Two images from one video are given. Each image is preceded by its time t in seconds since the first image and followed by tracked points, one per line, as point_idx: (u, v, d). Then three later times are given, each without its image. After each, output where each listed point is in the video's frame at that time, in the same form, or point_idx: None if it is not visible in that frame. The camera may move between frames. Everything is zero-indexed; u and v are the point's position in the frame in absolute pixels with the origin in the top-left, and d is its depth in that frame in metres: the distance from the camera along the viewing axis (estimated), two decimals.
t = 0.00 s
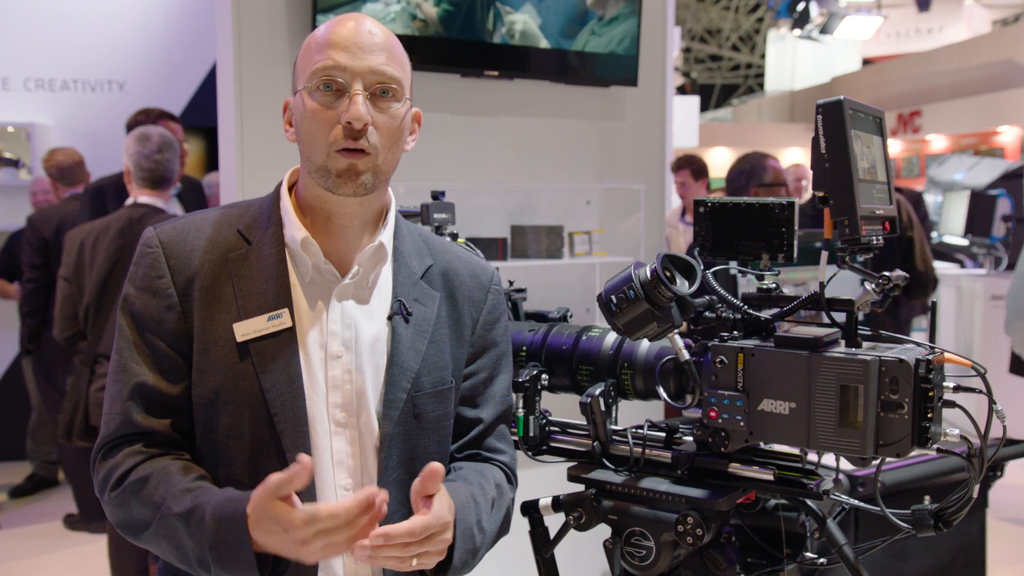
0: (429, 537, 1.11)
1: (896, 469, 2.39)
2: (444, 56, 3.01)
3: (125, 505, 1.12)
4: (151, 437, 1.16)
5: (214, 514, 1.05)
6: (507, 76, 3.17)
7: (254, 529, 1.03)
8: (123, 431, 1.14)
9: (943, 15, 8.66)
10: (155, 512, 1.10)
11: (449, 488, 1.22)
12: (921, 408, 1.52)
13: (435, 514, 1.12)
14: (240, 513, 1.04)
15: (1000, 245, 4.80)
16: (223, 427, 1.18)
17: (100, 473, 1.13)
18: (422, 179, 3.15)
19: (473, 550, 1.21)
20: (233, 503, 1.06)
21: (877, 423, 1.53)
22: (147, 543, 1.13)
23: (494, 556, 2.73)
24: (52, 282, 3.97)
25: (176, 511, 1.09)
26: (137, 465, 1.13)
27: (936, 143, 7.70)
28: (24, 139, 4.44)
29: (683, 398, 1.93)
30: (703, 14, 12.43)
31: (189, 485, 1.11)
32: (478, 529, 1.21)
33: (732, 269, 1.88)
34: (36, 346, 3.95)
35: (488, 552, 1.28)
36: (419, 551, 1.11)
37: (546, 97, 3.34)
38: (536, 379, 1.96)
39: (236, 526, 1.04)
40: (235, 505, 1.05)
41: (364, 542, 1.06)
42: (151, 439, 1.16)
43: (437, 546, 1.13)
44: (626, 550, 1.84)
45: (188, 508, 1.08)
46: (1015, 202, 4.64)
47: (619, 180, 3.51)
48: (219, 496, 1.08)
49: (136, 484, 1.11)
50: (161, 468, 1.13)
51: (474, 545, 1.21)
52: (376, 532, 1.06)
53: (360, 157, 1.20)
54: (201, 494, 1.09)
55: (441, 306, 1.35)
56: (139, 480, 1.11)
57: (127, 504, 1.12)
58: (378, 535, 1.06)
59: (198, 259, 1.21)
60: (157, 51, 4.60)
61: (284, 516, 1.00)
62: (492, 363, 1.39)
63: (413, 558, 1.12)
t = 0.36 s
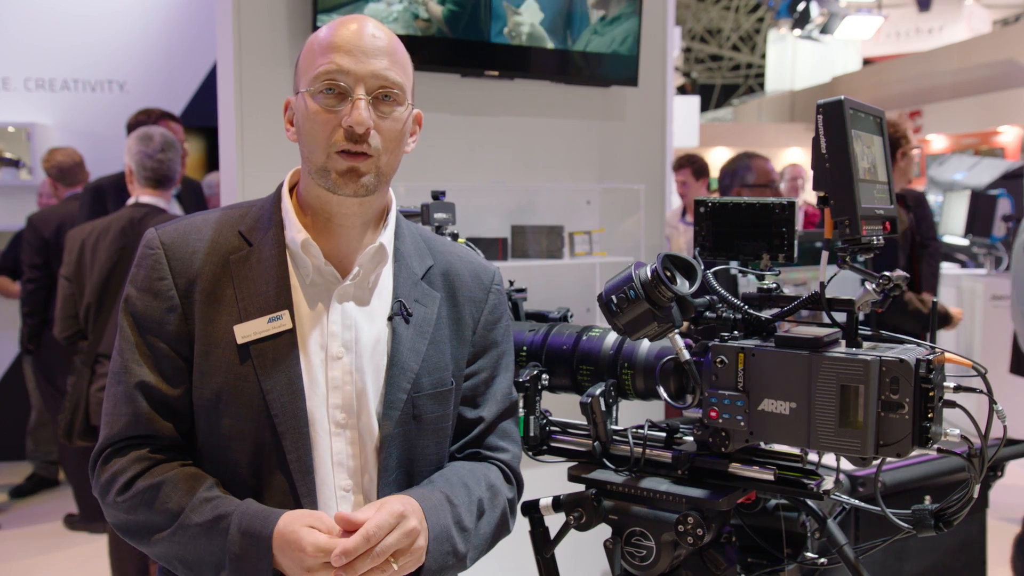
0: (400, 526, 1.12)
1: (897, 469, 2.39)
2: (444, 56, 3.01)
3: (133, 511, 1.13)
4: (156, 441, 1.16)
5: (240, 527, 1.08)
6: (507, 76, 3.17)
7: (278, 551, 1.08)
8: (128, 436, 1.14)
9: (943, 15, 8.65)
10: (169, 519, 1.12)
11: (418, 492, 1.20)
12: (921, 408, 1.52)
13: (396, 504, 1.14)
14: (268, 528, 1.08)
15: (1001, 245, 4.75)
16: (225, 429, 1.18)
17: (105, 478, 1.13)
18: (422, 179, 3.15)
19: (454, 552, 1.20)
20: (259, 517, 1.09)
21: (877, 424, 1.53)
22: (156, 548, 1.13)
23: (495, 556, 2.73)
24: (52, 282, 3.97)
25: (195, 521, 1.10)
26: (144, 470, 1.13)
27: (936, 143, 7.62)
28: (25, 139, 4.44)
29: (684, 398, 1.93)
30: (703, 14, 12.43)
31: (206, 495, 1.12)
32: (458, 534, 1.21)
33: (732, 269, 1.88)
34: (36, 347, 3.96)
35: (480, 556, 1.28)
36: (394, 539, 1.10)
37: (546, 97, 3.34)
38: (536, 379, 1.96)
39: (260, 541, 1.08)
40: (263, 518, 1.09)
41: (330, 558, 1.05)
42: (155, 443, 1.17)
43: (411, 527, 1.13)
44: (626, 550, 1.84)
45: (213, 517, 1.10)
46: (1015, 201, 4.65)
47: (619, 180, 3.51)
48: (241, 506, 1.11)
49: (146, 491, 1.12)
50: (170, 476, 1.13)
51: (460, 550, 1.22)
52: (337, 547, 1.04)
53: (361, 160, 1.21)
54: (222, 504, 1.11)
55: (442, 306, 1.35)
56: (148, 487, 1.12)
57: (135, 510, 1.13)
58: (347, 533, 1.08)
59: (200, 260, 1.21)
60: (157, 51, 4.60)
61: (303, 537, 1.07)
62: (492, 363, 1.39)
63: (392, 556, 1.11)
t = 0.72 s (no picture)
0: (399, 524, 1.12)
1: (897, 469, 2.39)
2: (444, 56, 3.01)
3: (132, 510, 1.12)
4: (155, 440, 1.16)
5: (240, 527, 1.08)
6: (507, 77, 3.17)
7: (276, 551, 1.08)
8: (128, 435, 1.14)
9: (943, 15, 8.65)
10: (168, 519, 1.11)
11: (416, 490, 1.20)
12: (921, 408, 1.52)
13: (395, 502, 1.14)
14: (267, 527, 1.08)
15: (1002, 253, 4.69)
16: (225, 429, 1.17)
17: (104, 477, 1.13)
18: (422, 179, 3.15)
19: (453, 550, 1.20)
20: (258, 517, 1.09)
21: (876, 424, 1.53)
22: (154, 547, 1.13)
23: (495, 556, 2.73)
24: (51, 282, 3.97)
25: (194, 520, 1.10)
26: (143, 470, 1.13)
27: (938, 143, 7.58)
28: (24, 139, 4.44)
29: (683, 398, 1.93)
30: (703, 14, 12.43)
31: (206, 494, 1.13)
32: (457, 532, 1.21)
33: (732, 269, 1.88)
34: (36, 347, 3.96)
35: (480, 554, 1.28)
36: (394, 536, 1.10)
37: (546, 97, 3.34)
38: (536, 380, 1.96)
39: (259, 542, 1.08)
40: (262, 518, 1.09)
41: (329, 557, 1.05)
42: (155, 443, 1.17)
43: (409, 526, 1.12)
44: (626, 550, 1.84)
45: (213, 516, 1.10)
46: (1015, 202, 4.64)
47: (619, 180, 3.51)
48: (240, 506, 1.11)
49: (145, 491, 1.12)
50: (169, 475, 1.13)
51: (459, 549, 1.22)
52: (337, 544, 1.04)
53: (362, 160, 1.21)
54: (221, 503, 1.12)
55: (441, 306, 1.35)
56: (148, 487, 1.12)
57: (134, 510, 1.12)
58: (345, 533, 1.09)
59: (200, 260, 1.21)
60: (157, 51, 4.60)
61: (301, 538, 1.07)
62: (492, 363, 1.39)
63: (390, 553, 1.11)
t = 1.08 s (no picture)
0: (405, 529, 1.12)
1: (898, 469, 2.39)
2: (444, 56, 3.01)
3: (129, 509, 1.12)
4: (154, 439, 1.16)
5: (236, 527, 1.08)
6: (507, 76, 3.17)
7: (275, 549, 1.07)
8: (128, 432, 1.14)
9: (943, 15, 8.65)
10: (165, 518, 1.11)
11: (424, 492, 1.20)
12: (921, 408, 1.51)
13: (402, 506, 1.14)
14: (263, 527, 1.08)
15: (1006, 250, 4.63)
16: (225, 427, 1.17)
17: (101, 474, 1.13)
18: (422, 179, 3.15)
19: (457, 552, 1.20)
20: (254, 516, 1.09)
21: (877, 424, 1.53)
22: (150, 546, 1.13)
23: (494, 556, 2.73)
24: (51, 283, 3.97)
25: (191, 519, 1.10)
26: (142, 468, 1.13)
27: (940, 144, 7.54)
28: (24, 139, 4.44)
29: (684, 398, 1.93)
30: (703, 14, 12.40)
31: (202, 493, 1.12)
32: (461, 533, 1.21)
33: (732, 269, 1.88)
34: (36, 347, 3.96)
35: (480, 554, 1.27)
36: (400, 542, 1.10)
37: (546, 97, 3.34)
38: (536, 379, 1.96)
39: (257, 541, 1.08)
40: (260, 517, 1.09)
41: (333, 559, 1.05)
42: (153, 441, 1.16)
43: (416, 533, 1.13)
44: (626, 550, 1.84)
45: (209, 516, 1.10)
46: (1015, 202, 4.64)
47: (619, 180, 3.51)
48: (236, 506, 1.11)
49: (143, 489, 1.12)
50: (167, 473, 1.13)
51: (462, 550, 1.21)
52: (343, 549, 1.04)
53: (362, 160, 1.21)
54: (218, 502, 1.12)
55: (443, 305, 1.35)
56: (147, 485, 1.12)
57: (131, 507, 1.12)
58: (351, 533, 1.09)
59: (201, 258, 1.21)
60: (157, 51, 4.60)
61: (306, 537, 1.06)
62: (494, 362, 1.39)
63: (395, 557, 1.11)
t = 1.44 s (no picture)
0: (490, 501, 1.17)
1: (899, 469, 2.39)
2: (445, 56, 3.01)
3: (113, 502, 1.13)
4: (145, 435, 1.15)
5: (193, 513, 1.06)
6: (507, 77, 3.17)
7: (227, 531, 1.04)
8: (117, 429, 1.14)
9: (943, 15, 8.66)
10: (141, 511, 1.11)
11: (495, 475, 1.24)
12: (923, 408, 1.52)
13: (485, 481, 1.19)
14: (216, 509, 1.06)
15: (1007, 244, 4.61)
16: (227, 426, 1.17)
17: (93, 469, 1.14)
18: (422, 179, 3.15)
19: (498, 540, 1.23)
20: (211, 503, 1.06)
21: (879, 423, 1.53)
22: (132, 540, 1.13)
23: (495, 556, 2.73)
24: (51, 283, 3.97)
25: (160, 509, 1.09)
26: (127, 462, 1.13)
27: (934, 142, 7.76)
28: (25, 140, 4.44)
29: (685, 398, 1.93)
30: (703, 14, 12.38)
31: (174, 483, 1.11)
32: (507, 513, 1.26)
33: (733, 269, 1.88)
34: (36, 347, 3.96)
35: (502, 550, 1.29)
36: (488, 513, 1.15)
37: (547, 97, 3.35)
38: (537, 379, 1.96)
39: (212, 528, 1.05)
40: (214, 503, 1.06)
41: (274, 539, 1.00)
42: (144, 436, 1.16)
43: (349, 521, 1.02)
44: (626, 550, 1.84)
45: (172, 506, 1.08)
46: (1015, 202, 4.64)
47: (619, 180, 3.52)
48: (199, 494, 1.09)
49: (123, 481, 1.12)
50: (148, 466, 1.12)
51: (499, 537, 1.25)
52: (444, 509, 1.09)
53: (362, 158, 1.21)
54: (185, 492, 1.10)
55: (446, 305, 1.35)
56: (127, 477, 1.11)
57: (116, 501, 1.13)
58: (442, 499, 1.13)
59: (202, 257, 1.21)
60: (157, 51, 4.60)
61: (246, 518, 1.02)
62: (497, 362, 1.39)
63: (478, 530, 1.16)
